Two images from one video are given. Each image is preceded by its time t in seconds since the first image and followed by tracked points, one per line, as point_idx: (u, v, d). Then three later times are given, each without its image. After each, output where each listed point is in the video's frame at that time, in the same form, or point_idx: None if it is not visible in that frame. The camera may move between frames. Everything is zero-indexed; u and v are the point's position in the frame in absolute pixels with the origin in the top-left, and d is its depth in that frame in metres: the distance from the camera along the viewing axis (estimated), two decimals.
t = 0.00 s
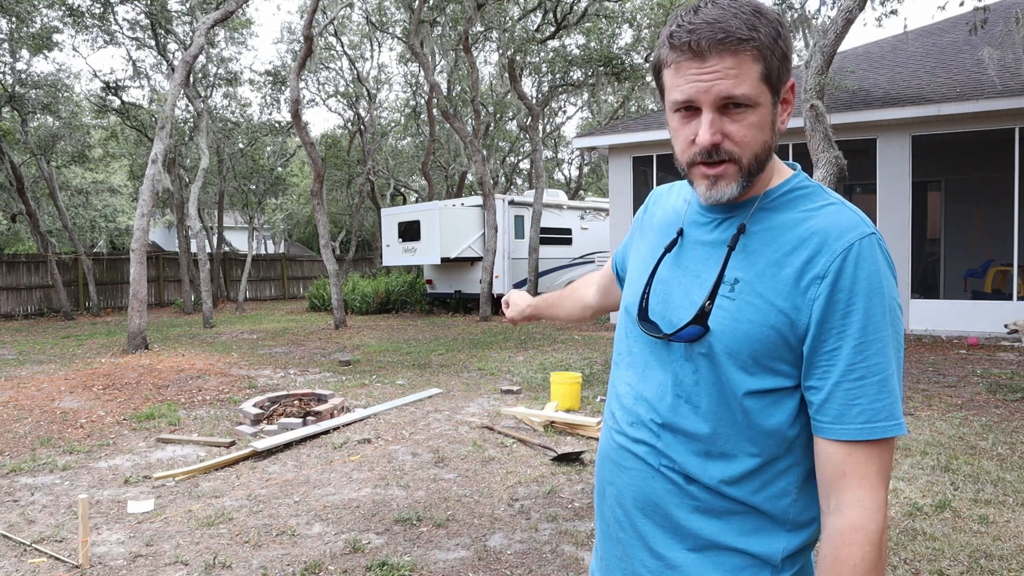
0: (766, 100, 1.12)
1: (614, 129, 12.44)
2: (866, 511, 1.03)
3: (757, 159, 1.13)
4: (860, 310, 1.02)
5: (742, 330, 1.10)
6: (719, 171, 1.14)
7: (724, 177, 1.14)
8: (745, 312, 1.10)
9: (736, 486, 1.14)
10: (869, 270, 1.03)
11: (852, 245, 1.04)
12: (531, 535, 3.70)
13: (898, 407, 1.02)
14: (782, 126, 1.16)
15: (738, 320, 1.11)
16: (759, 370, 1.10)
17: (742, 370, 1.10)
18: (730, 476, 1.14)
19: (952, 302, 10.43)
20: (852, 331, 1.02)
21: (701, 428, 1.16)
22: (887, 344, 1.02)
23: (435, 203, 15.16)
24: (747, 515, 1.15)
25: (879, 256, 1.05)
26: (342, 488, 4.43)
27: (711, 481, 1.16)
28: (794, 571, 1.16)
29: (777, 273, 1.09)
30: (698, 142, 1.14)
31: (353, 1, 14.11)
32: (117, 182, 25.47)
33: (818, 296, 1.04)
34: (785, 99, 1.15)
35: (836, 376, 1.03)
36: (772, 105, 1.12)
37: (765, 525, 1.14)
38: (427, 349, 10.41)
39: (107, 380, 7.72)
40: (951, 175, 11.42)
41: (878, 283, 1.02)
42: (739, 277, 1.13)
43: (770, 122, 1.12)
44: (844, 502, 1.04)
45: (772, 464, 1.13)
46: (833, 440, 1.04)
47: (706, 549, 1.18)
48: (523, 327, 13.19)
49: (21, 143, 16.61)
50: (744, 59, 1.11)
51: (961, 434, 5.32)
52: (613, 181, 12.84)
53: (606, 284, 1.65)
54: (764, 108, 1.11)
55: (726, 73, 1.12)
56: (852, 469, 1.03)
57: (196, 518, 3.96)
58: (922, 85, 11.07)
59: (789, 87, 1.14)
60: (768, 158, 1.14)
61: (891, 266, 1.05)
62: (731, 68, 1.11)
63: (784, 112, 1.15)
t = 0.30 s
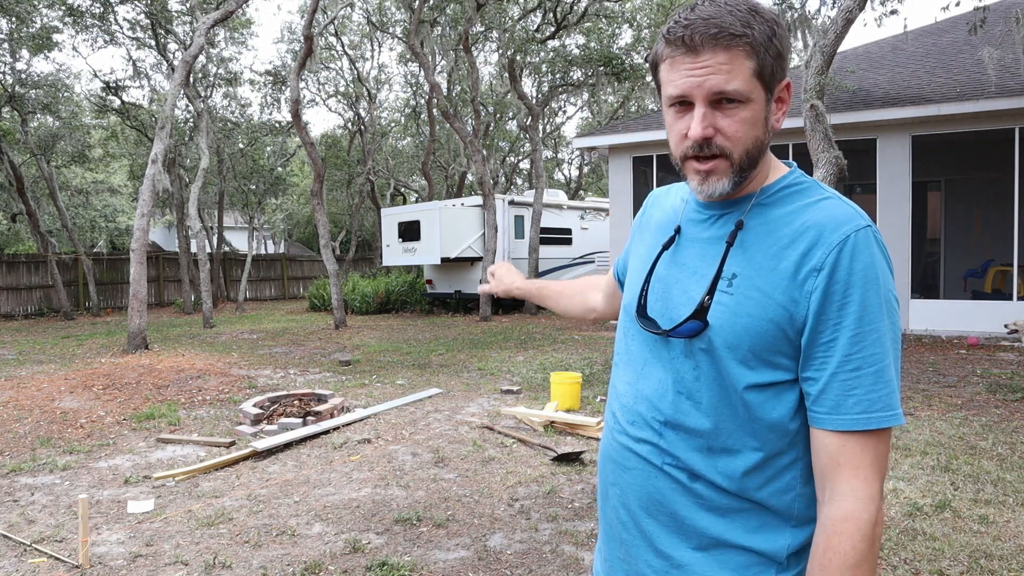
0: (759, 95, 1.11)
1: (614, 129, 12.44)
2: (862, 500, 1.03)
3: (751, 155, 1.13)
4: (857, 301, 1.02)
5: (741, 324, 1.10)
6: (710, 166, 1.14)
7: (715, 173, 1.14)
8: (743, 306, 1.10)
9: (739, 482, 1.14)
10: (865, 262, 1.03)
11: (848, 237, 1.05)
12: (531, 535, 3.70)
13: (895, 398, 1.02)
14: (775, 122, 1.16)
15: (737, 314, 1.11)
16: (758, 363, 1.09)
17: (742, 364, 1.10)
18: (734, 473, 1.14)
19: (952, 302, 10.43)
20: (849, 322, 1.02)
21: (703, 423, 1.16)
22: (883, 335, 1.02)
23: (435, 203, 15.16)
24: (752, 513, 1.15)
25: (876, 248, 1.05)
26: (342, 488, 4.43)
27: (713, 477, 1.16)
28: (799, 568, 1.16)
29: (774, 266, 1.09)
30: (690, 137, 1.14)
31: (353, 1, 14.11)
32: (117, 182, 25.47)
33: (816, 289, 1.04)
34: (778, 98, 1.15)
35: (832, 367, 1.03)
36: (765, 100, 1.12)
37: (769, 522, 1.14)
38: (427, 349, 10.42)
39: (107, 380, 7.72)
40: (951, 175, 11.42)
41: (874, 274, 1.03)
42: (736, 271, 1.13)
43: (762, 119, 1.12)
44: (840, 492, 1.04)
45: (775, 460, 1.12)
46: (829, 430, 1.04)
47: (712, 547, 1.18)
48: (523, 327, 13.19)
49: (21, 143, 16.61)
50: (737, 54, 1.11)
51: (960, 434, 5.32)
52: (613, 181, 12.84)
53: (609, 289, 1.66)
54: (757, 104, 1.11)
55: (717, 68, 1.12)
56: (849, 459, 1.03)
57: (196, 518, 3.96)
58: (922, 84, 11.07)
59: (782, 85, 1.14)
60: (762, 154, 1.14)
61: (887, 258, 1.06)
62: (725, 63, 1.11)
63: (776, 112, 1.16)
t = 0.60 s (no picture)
0: (758, 101, 1.11)
1: (614, 129, 12.44)
2: (869, 502, 1.03)
3: (751, 161, 1.13)
4: (861, 305, 1.02)
5: (744, 328, 1.10)
6: (712, 172, 1.14)
7: (716, 181, 1.14)
8: (747, 310, 1.10)
9: (740, 484, 1.14)
10: (870, 264, 1.03)
11: (852, 240, 1.05)
12: (532, 535, 3.70)
13: (901, 400, 1.03)
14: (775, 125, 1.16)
15: (740, 319, 1.11)
16: (762, 366, 1.10)
17: (745, 368, 1.11)
18: (735, 475, 1.14)
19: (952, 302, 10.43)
20: (854, 325, 1.02)
21: (704, 426, 1.16)
22: (889, 337, 1.02)
23: (435, 203, 15.17)
24: (752, 513, 1.15)
25: (879, 250, 1.05)
26: (342, 488, 4.43)
27: (711, 480, 1.16)
28: (800, 567, 1.16)
29: (777, 270, 1.09)
30: (689, 147, 1.14)
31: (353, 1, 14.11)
32: (117, 182, 25.46)
33: (821, 292, 1.04)
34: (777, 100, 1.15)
35: (838, 371, 1.03)
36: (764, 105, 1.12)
37: (769, 523, 1.15)
38: (427, 349, 10.41)
39: (107, 380, 7.72)
40: (950, 175, 11.41)
41: (879, 276, 1.03)
42: (739, 275, 1.13)
43: (761, 124, 1.12)
44: (848, 495, 1.04)
45: (776, 461, 1.13)
46: (837, 434, 1.04)
47: (712, 549, 1.18)
48: (523, 327, 13.19)
49: (21, 143, 16.61)
50: (734, 62, 1.11)
51: (960, 434, 5.32)
52: (613, 181, 12.84)
53: (603, 283, 1.65)
54: (756, 111, 1.11)
55: (712, 77, 1.11)
56: (854, 462, 1.04)
57: (196, 518, 3.96)
58: (922, 85, 11.07)
59: (780, 86, 1.14)
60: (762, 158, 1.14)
61: (890, 259, 1.06)
62: (721, 70, 1.11)
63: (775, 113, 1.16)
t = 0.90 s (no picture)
0: (728, 103, 1.09)
1: (614, 129, 12.44)
2: (872, 512, 1.04)
3: (722, 162, 1.12)
4: (866, 313, 1.02)
5: (747, 331, 1.10)
6: (680, 173, 1.15)
7: (685, 181, 1.15)
8: (750, 313, 1.10)
9: (735, 485, 1.15)
10: (876, 271, 1.03)
11: (858, 247, 1.05)
12: (531, 535, 3.70)
13: (904, 409, 1.03)
14: (762, 128, 1.12)
15: (743, 321, 1.10)
16: (762, 370, 1.10)
17: (747, 372, 1.11)
18: (730, 478, 1.15)
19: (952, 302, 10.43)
20: (859, 333, 1.02)
21: (703, 428, 1.16)
22: (894, 346, 1.02)
23: (435, 203, 15.17)
24: (746, 514, 1.16)
25: (885, 258, 1.05)
26: (342, 488, 4.43)
27: (709, 482, 1.16)
28: (793, 567, 1.17)
29: (782, 274, 1.09)
30: (654, 146, 1.15)
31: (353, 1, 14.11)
32: (117, 182, 25.45)
33: (825, 298, 1.04)
34: (762, 102, 1.10)
35: (844, 379, 1.03)
36: (738, 109, 1.09)
37: (765, 525, 1.15)
38: (427, 349, 10.42)
39: (107, 380, 7.71)
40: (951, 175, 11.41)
41: (885, 283, 1.03)
42: (742, 277, 1.12)
43: (733, 127, 1.10)
44: (850, 504, 1.05)
45: (772, 464, 1.13)
46: (840, 442, 1.05)
47: (706, 550, 1.18)
48: (523, 327, 13.19)
49: (21, 143, 16.61)
50: (699, 63, 1.09)
51: (960, 434, 5.32)
52: (613, 181, 12.84)
53: (605, 279, 1.65)
54: (726, 113, 1.09)
55: (677, 77, 1.11)
56: (859, 471, 1.04)
57: (196, 518, 3.96)
58: (922, 84, 11.07)
59: (765, 89, 1.09)
60: (736, 161, 1.12)
61: (895, 266, 1.06)
62: (687, 74, 1.10)
63: (760, 117, 1.11)
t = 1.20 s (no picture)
0: (663, 122, 1.16)
1: (614, 129, 12.44)
2: (865, 529, 1.04)
3: (677, 175, 1.19)
4: (866, 331, 1.01)
5: (744, 341, 1.10)
6: (658, 180, 1.25)
7: (661, 187, 1.26)
8: (749, 324, 1.10)
9: (730, 492, 1.15)
10: (877, 290, 1.02)
11: (860, 264, 1.03)
12: (532, 535, 3.70)
13: (901, 429, 1.03)
14: (707, 144, 1.14)
15: (741, 331, 1.11)
16: (759, 381, 1.10)
17: (744, 383, 1.11)
18: (727, 484, 1.14)
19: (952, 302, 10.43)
20: (856, 351, 1.02)
21: (698, 433, 1.16)
22: (891, 364, 1.02)
23: (435, 203, 15.17)
24: (740, 518, 1.16)
25: (890, 276, 1.03)
26: (342, 488, 4.43)
27: (704, 487, 1.17)
28: (787, 568, 1.17)
29: (781, 286, 1.08)
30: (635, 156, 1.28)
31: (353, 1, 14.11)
32: (117, 182, 25.46)
33: (823, 313, 1.04)
34: (703, 119, 1.12)
35: (838, 398, 1.03)
36: (675, 129, 1.15)
37: (759, 529, 1.16)
38: (427, 349, 10.42)
39: (107, 380, 7.71)
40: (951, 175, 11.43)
41: (887, 302, 1.02)
42: (742, 286, 1.12)
43: (674, 143, 1.16)
44: (843, 522, 1.05)
45: (769, 472, 1.13)
46: (834, 459, 1.05)
47: (700, 549, 1.19)
48: (523, 327, 13.19)
49: (21, 143, 16.62)
50: (639, 87, 1.20)
51: (960, 434, 5.32)
52: (613, 181, 12.84)
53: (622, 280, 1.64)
54: (663, 131, 1.17)
55: (631, 101, 1.23)
56: (853, 488, 1.04)
57: (196, 518, 3.96)
58: (922, 85, 11.06)
59: (700, 107, 1.12)
60: (689, 174, 1.18)
61: (898, 283, 1.05)
62: (634, 97, 1.22)
63: (703, 134, 1.13)
